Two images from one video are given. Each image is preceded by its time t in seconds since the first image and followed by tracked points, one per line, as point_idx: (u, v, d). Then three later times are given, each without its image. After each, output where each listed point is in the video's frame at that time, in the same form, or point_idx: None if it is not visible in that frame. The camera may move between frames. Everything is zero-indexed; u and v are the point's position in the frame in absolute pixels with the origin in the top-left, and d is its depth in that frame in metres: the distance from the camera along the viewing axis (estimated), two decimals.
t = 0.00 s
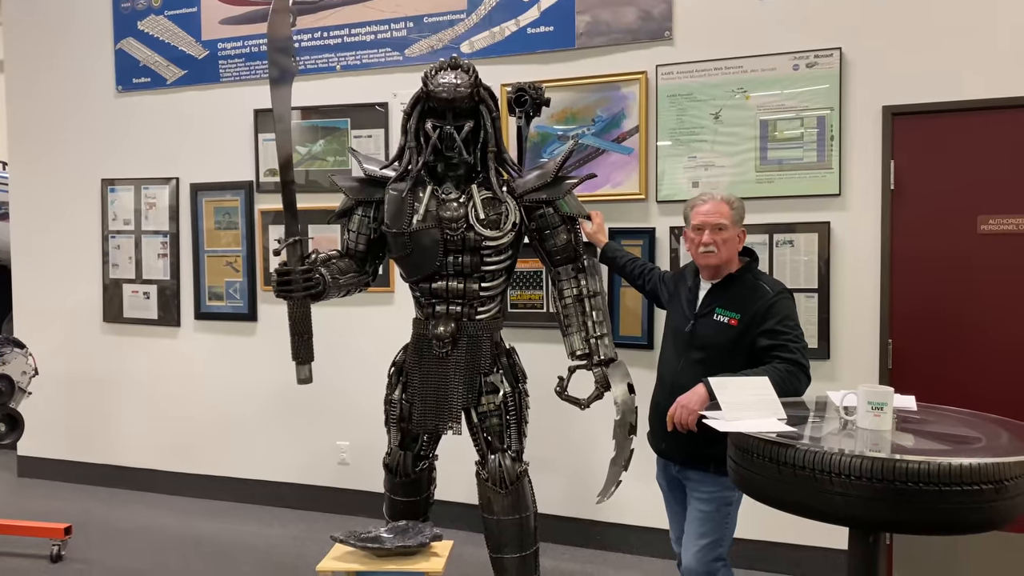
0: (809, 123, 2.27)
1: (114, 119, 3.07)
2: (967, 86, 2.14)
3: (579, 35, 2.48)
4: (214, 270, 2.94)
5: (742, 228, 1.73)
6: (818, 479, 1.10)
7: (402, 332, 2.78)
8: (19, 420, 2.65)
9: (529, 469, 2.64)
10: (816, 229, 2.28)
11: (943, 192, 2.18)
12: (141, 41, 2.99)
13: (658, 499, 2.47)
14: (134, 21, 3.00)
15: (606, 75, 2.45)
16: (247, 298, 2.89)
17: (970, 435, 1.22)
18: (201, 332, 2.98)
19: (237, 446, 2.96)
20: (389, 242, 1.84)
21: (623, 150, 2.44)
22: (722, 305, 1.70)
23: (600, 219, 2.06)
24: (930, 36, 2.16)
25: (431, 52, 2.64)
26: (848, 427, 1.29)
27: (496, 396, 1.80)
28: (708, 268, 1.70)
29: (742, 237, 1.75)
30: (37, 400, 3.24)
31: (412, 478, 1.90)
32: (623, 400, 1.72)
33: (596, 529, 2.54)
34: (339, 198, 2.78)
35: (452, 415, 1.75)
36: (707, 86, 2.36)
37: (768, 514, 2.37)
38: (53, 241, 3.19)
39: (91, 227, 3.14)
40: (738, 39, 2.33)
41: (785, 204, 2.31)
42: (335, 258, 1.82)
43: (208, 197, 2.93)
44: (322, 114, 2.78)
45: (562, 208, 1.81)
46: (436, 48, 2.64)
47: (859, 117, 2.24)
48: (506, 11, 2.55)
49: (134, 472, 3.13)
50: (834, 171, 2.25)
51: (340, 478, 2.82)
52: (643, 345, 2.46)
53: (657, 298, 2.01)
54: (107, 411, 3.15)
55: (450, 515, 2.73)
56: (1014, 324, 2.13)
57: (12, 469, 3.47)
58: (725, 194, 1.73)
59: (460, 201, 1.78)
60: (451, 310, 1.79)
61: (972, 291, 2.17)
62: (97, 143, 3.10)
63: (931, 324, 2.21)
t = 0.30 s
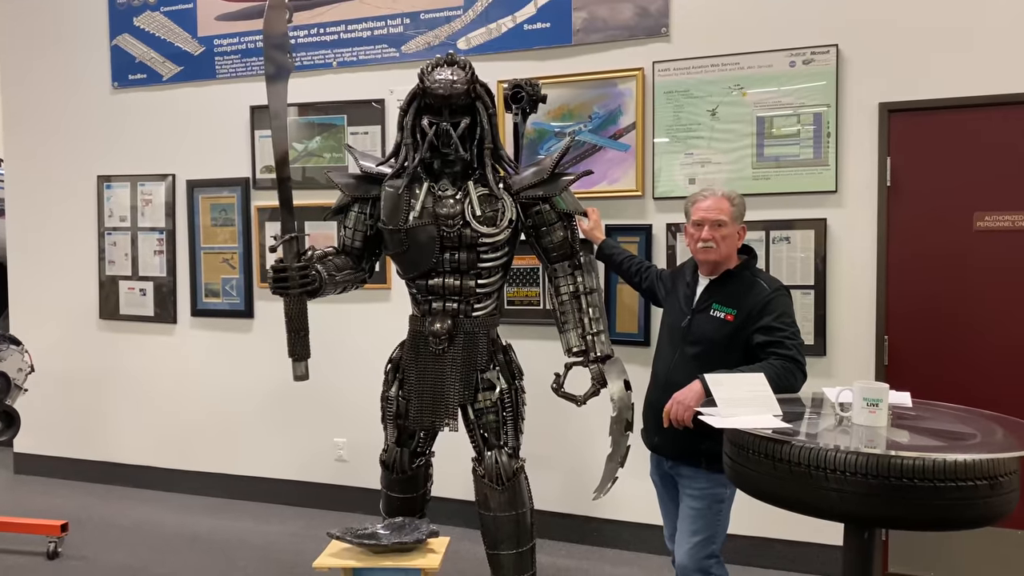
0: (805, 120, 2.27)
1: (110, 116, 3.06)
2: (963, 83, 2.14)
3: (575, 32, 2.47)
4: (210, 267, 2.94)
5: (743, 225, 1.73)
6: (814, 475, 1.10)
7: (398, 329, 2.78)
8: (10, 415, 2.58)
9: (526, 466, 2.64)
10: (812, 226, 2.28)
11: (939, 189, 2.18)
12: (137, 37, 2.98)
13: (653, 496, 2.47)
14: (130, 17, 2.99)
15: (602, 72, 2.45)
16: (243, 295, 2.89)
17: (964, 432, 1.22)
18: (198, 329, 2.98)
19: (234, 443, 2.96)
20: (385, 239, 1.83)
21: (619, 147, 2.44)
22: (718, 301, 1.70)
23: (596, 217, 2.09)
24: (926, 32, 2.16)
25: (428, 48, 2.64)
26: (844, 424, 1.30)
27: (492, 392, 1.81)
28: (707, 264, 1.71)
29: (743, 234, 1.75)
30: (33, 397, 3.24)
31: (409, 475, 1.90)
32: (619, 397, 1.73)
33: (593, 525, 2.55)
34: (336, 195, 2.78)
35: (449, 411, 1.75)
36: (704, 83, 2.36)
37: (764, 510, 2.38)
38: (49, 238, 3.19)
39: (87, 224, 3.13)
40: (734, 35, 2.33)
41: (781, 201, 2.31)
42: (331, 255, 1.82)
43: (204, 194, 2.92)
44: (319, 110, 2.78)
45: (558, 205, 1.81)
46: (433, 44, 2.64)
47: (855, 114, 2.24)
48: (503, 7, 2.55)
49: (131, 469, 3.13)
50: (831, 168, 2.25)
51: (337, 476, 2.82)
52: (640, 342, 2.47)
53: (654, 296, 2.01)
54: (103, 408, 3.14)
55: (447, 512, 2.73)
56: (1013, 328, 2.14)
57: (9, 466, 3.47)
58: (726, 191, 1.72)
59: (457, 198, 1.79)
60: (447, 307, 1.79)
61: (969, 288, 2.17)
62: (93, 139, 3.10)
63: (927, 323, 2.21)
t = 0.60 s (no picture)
0: (802, 117, 2.27)
1: (106, 112, 3.06)
2: (959, 79, 2.14)
3: (572, 28, 2.47)
4: (207, 264, 2.94)
5: (740, 224, 1.74)
6: (810, 471, 1.10)
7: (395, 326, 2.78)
8: (5, 411, 2.55)
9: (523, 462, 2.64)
10: (809, 222, 2.28)
11: (935, 186, 2.18)
12: (133, 33, 2.98)
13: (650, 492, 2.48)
14: (125, 13, 2.99)
15: (599, 68, 2.45)
16: (240, 291, 2.89)
17: (959, 428, 1.23)
18: (194, 326, 2.98)
19: (231, 440, 2.96)
20: (381, 235, 1.83)
21: (616, 143, 2.44)
22: (713, 297, 1.70)
23: (593, 213, 2.12)
24: (923, 29, 2.16)
25: (425, 44, 2.63)
26: (840, 420, 1.30)
27: (489, 388, 1.80)
28: (702, 259, 1.70)
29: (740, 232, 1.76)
30: (29, 394, 3.23)
31: (405, 471, 1.91)
32: (616, 393, 1.73)
33: (589, 521, 2.55)
34: (333, 191, 2.78)
35: (446, 407, 1.76)
36: (700, 79, 2.36)
37: (760, 506, 2.38)
38: (45, 234, 3.18)
39: (83, 220, 3.13)
40: (731, 32, 2.33)
41: (777, 198, 2.31)
42: (328, 251, 1.81)
43: (201, 190, 2.92)
44: (315, 106, 2.77)
45: (555, 201, 1.81)
46: (429, 41, 2.64)
47: (852, 110, 2.24)
48: (499, 3, 2.55)
49: (127, 466, 3.13)
50: (827, 164, 2.25)
51: (333, 472, 2.82)
52: (636, 338, 2.47)
53: (649, 293, 2.01)
54: (100, 405, 3.14)
55: (444, 508, 2.73)
56: (1008, 324, 2.14)
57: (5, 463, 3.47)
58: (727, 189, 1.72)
59: (453, 194, 1.78)
60: (444, 303, 1.79)
61: (965, 284, 2.17)
62: (88, 135, 3.09)
63: (923, 320, 2.21)
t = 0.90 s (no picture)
0: (798, 114, 2.27)
1: (102, 109, 3.05)
2: (955, 76, 2.14)
3: (569, 25, 2.47)
4: (203, 261, 2.93)
5: (734, 221, 1.74)
6: (804, 468, 1.10)
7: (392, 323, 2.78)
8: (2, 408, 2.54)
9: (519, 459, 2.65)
10: (805, 219, 2.28)
11: (930, 183, 2.18)
12: (129, 29, 2.97)
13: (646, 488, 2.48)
14: (121, 9, 2.98)
15: (595, 65, 2.45)
16: (236, 288, 2.89)
17: (953, 424, 1.23)
18: (191, 323, 2.98)
19: (228, 437, 2.96)
20: (378, 232, 1.83)
21: (613, 140, 2.44)
22: (707, 294, 1.71)
23: (588, 212, 2.05)
24: (919, 26, 2.16)
25: (421, 41, 2.63)
26: (834, 416, 1.30)
27: (486, 385, 1.81)
28: (696, 256, 1.70)
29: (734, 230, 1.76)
30: (26, 391, 3.23)
31: (402, 468, 1.91)
32: (612, 389, 1.73)
33: (586, 518, 2.55)
34: (329, 188, 2.77)
35: (442, 404, 1.75)
36: (697, 76, 2.36)
37: (756, 502, 2.39)
38: (41, 231, 3.18)
39: (79, 217, 3.12)
40: (727, 28, 2.33)
41: (774, 195, 2.31)
42: (324, 248, 1.81)
43: (197, 187, 2.92)
44: (312, 103, 2.77)
45: (551, 198, 1.80)
46: (425, 37, 2.63)
47: (848, 107, 2.24)
48: None
49: (124, 463, 3.13)
50: (823, 161, 2.25)
51: (330, 469, 2.82)
52: (633, 335, 2.47)
53: (644, 290, 2.01)
54: (96, 402, 3.14)
55: (441, 505, 2.74)
56: (1003, 321, 2.15)
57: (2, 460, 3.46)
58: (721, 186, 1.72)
59: (449, 191, 1.78)
60: (440, 300, 1.79)
61: (960, 281, 2.18)
62: (84, 132, 3.08)
63: (919, 317, 2.22)
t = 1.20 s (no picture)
0: (795, 111, 2.27)
1: (98, 106, 3.04)
2: (951, 74, 2.14)
3: (565, 22, 2.47)
4: (200, 258, 2.93)
5: (728, 217, 1.74)
6: (799, 464, 1.10)
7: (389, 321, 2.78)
8: None
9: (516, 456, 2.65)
10: (801, 216, 2.28)
11: (927, 181, 2.18)
12: (125, 26, 2.96)
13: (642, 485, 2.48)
14: (118, 5, 2.97)
15: (592, 62, 2.44)
16: (233, 285, 2.88)
17: (949, 421, 1.23)
18: (188, 320, 2.98)
19: (225, 434, 2.96)
20: (374, 229, 1.83)
21: (610, 137, 2.44)
22: (703, 292, 1.71)
23: (585, 208, 2.04)
24: (915, 23, 2.16)
25: (418, 38, 2.62)
26: (830, 413, 1.30)
27: (482, 382, 1.81)
28: (693, 255, 1.71)
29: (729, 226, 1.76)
30: (22, 388, 3.23)
31: (398, 465, 1.91)
32: (608, 386, 1.73)
33: (583, 515, 2.56)
34: (326, 185, 2.77)
35: (439, 401, 1.75)
36: (693, 73, 2.36)
37: (752, 499, 2.39)
38: (37, 228, 3.17)
39: (76, 214, 3.12)
40: (724, 26, 2.33)
41: (770, 192, 2.32)
42: (320, 245, 1.81)
43: (194, 184, 2.91)
44: (308, 100, 2.76)
45: (548, 195, 1.80)
46: (422, 34, 2.63)
47: (844, 104, 2.24)
48: None
49: (121, 460, 3.13)
50: (820, 159, 2.25)
51: (327, 466, 2.82)
52: (629, 332, 2.47)
53: (641, 287, 2.02)
54: (93, 399, 3.14)
55: (438, 502, 2.74)
56: (1001, 318, 2.15)
57: None
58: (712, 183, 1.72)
59: (446, 188, 1.78)
60: (436, 297, 1.79)
61: (956, 279, 2.18)
62: (80, 129, 3.08)
63: (915, 315, 2.22)
